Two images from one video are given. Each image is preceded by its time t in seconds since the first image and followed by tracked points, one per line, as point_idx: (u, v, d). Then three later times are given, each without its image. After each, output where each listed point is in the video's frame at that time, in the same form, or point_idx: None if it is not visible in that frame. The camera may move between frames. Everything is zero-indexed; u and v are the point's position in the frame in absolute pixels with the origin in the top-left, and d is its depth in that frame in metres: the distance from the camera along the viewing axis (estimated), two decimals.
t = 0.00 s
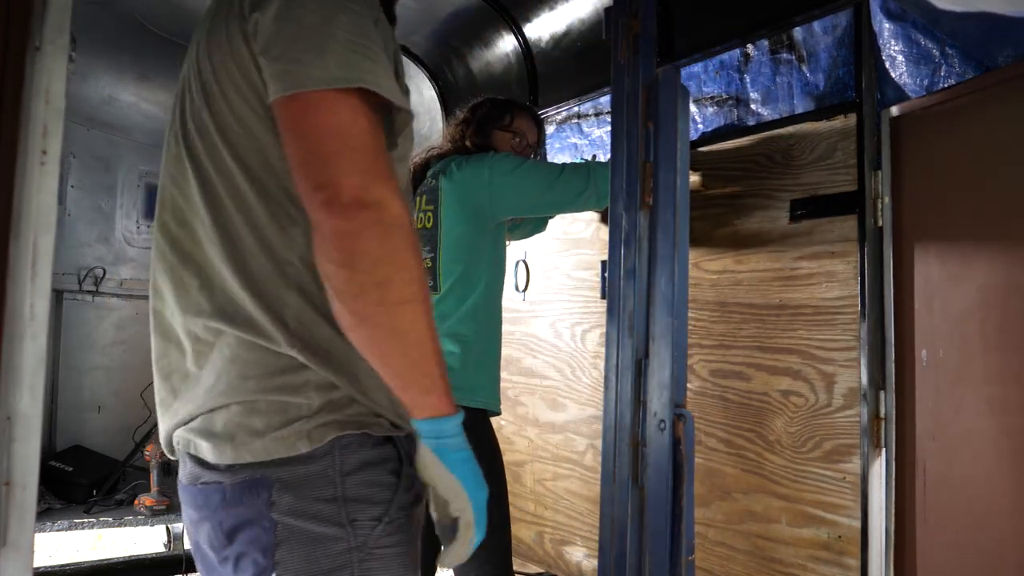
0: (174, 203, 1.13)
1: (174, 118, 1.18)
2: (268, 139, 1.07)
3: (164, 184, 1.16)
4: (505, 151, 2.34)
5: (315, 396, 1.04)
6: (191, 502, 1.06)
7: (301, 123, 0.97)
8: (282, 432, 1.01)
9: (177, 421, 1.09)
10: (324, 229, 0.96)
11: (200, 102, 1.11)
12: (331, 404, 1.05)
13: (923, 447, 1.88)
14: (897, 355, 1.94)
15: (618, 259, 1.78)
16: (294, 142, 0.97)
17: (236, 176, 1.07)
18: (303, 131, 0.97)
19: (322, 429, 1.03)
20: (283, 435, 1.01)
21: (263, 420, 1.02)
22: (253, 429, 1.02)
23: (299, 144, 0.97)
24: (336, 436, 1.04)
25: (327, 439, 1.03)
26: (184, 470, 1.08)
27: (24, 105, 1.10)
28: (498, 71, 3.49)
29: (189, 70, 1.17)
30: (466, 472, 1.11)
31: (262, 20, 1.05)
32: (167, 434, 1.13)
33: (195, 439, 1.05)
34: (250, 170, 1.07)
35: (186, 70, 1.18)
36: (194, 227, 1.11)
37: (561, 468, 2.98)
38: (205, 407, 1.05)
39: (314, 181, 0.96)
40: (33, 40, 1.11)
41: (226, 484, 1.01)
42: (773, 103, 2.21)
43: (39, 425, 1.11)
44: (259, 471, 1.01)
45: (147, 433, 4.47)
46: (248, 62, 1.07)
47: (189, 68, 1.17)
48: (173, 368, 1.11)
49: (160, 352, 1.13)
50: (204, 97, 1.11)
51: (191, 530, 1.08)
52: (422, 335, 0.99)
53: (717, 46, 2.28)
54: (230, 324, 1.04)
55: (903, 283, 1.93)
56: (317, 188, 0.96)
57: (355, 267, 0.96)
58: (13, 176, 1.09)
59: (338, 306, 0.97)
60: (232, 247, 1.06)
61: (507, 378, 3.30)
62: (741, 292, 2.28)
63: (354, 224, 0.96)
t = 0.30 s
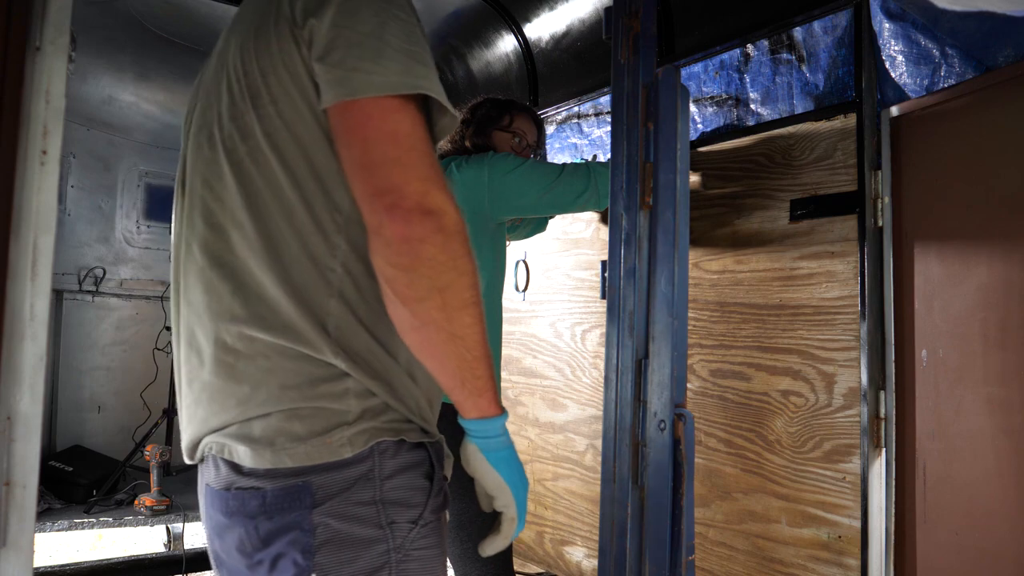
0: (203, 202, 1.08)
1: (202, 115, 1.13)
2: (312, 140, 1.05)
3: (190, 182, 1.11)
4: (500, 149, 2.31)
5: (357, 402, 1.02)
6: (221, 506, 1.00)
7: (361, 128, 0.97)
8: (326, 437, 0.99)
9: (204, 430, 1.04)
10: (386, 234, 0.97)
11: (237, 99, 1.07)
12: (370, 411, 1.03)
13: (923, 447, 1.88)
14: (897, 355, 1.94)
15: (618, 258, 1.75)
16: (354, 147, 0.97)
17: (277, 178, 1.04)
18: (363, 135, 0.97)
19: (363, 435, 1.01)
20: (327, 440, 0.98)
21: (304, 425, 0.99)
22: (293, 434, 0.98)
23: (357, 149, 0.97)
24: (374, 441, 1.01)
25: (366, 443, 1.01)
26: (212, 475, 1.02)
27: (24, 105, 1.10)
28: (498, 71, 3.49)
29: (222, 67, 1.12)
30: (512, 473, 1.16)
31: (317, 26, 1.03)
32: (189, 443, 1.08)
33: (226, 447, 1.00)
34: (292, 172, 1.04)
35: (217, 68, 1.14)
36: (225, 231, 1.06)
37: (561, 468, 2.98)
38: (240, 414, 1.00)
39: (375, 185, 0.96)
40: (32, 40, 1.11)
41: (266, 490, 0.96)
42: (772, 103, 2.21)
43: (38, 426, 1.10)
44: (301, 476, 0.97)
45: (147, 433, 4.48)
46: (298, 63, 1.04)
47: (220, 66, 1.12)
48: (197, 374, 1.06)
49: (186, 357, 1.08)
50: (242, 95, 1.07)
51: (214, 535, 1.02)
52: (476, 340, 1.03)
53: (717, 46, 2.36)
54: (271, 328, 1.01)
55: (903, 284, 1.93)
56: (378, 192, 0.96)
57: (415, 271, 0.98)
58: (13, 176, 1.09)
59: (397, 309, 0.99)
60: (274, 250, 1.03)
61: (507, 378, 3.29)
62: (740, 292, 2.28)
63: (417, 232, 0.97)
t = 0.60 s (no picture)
0: (233, 216, 1.08)
1: (231, 129, 1.13)
2: (347, 165, 1.05)
3: (217, 195, 1.11)
4: (500, 148, 2.33)
5: (371, 411, 1.02)
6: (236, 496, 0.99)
7: (390, 154, 1.00)
8: (341, 442, 0.98)
9: (224, 427, 1.04)
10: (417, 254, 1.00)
11: (272, 118, 1.08)
12: (382, 420, 1.02)
13: (922, 447, 1.88)
14: (897, 355, 1.94)
15: (618, 259, 1.75)
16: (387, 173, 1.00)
17: (310, 196, 1.04)
18: (393, 161, 1.00)
19: (375, 441, 1.01)
20: (341, 446, 0.98)
21: (321, 427, 0.98)
22: (309, 436, 0.98)
23: (389, 175, 1.00)
24: (385, 446, 1.01)
25: (377, 449, 1.01)
26: (227, 468, 1.01)
27: (24, 105, 1.10)
28: (498, 71, 3.49)
29: (254, 82, 1.12)
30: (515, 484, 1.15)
31: (359, 60, 1.04)
32: (206, 442, 1.08)
33: (243, 443, 1.00)
34: (325, 191, 1.04)
35: (248, 83, 1.13)
36: (249, 240, 1.06)
37: (561, 468, 2.98)
38: (260, 415, 1.00)
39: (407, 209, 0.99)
40: (33, 40, 1.10)
41: (281, 487, 0.96)
42: (772, 103, 2.21)
43: (38, 426, 1.10)
44: (315, 475, 0.97)
45: (147, 432, 4.48)
46: (336, 86, 1.05)
47: (252, 82, 1.12)
48: (220, 381, 1.06)
49: (210, 365, 1.08)
50: (278, 114, 1.07)
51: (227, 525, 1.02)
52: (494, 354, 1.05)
53: (718, 46, 2.36)
54: (297, 340, 1.01)
55: (903, 284, 1.93)
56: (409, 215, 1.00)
57: (445, 286, 1.01)
58: (13, 176, 1.09)
59: (423, 323, 1.01)
60: (303, 265, 1.03)
61: (507, 378, 3.29)
62: (741, 292, 2.29)
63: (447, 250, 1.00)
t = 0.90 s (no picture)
0: (244, 212, 1.08)
1: (244, 127, 1.13)
2: (359, 169, 1.06)
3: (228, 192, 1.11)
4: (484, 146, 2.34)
5: (371, 410, 1.01)
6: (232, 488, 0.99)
7: (407, 163, 1.03)
8: (339, 439, 0.98)
9: (223, 419, 1.03)
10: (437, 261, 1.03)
11: (287, 120, 1.08)
12: (382, 420, 1.02)
13: (922, 447, 1.88)
14: (897, 355, 1.94)
15: (618, 260, 1.75)
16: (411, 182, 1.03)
17: (324, 196, 1.05)
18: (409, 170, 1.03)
19: (373, 440, 1.01)
20: (340, 443, 0.98)
21: (321, 424, 0.98)
22: (309, 431, 0.97)
23: (409, 185, 1.03)
24: (382, 446, 1.01)
25: (376, 448, 1.01)
26: (224, 461, 1.01)
27: (24, 106, 1.10)
28: (498, 71, 3.49)
29: (268, 84, 1.12)
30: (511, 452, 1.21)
31: (378, 67, 1.05)
32: (205, 436, 1.07)
33: (242, 435, 0.99)
34: (337, 191, 1.05)
35: (260, 84, 1.14)
36: (260, 238, 1.06)
37: (561, 468, 2.98)
38: (261, 408, 1.00)
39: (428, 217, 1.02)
40: (33, 40, 1.11)
41: (278, 482, 0.96)
42: (772, 103, 2.21)
43: (38, 427, 1.10)
44: (312, 472, 0.96)
45: (148, 432, 4.48)
46: (352, 91, 1.06)
47: (266, 84, 1.13)
48: (225, 377, 1.05)
49: (215, 360, 1.08)
50: (293, 115, 1.08)
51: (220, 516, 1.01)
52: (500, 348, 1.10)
53: (717, 46, 2.36)
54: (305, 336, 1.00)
55: (903, 284, 1.93)
56: (426, 226, 1.02)
57: (463, 281, 1.04)
58: (13, 176, 1.09)
59: (440, 324, 1.04)
60: (313, 263, 1.03)
61: (507, 378, 3.29)
62: (741, 292, 2.29)
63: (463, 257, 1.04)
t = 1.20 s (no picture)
0: (248, 209, 1.08)
1: (247, 125, 1.13)
2: (364, 166, 1.06)
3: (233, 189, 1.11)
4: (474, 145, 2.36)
5: (378, 410, 1.01)
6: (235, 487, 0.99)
7: (414, 159, 1.03)
8: (346, 440, 0.98)
9: (226, 418, 1.03)
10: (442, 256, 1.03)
11: (292, 116, 1.08)
12: (388, 421, 1.02)
13: (923, 447, 1.88)
14: (897, 355, 1.94)
15: (618, 260, 1.76)
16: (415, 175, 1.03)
17: (330, 193, 1.05)
18: (415, 166, 1.03)
19: (379, 442, 1.01)
20: (346, 444, 0.98)
21: (327, 423, 0.98)
22: (314, 431, 0.97)
23: (414, 180, 1.03)
24: (388, 448, 1.01)
25: (382, 449, 1.00)
26: (225, 460, 1.01)
27: (24, 106, 1.10)
28: (498, 71, 3.49)
29: (271, 81, 1.12)
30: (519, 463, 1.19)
31: (385, 63, 1.05)
32: (208, 435, 1.06)
33: (246, 433, 0.99)
34: (341, 187, 1.05)
35: (264, 82, 1.13)
36: (266, 234, 1.06)
37: (561, 468, 2.98)
38: (265, 406, 1.00)
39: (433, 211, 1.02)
40: (33, 40, 1.11)
41: (281, 482, 0.96)
42: (772, 103, 2.21)
43: (38, 427, 1.10)
44: (317, 473, 0.96)
45: (148, 432, 4.48)
46: (357, 88, 1.06)
47: (269, 82, 1.12)
48: (230, 375, 1.05)
49: (218, 359, 1.07)
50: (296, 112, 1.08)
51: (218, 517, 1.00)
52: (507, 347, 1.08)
53: (717, 46, 2.36)
54: (313, 333, 1.00)
55: (903, 285, 1.93)
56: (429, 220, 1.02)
57: (466, 283, 1.04)
58: (13, 176, 1.09)
59: (445, 318, 1.04)
60: (320, 261, 1.03)
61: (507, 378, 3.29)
62: (741, 292, 2.29)
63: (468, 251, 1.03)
